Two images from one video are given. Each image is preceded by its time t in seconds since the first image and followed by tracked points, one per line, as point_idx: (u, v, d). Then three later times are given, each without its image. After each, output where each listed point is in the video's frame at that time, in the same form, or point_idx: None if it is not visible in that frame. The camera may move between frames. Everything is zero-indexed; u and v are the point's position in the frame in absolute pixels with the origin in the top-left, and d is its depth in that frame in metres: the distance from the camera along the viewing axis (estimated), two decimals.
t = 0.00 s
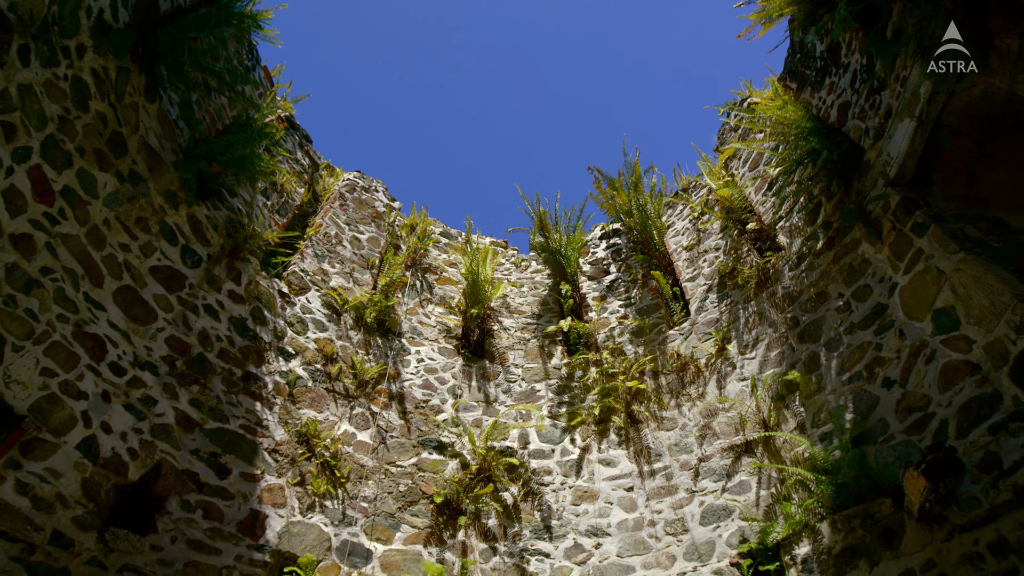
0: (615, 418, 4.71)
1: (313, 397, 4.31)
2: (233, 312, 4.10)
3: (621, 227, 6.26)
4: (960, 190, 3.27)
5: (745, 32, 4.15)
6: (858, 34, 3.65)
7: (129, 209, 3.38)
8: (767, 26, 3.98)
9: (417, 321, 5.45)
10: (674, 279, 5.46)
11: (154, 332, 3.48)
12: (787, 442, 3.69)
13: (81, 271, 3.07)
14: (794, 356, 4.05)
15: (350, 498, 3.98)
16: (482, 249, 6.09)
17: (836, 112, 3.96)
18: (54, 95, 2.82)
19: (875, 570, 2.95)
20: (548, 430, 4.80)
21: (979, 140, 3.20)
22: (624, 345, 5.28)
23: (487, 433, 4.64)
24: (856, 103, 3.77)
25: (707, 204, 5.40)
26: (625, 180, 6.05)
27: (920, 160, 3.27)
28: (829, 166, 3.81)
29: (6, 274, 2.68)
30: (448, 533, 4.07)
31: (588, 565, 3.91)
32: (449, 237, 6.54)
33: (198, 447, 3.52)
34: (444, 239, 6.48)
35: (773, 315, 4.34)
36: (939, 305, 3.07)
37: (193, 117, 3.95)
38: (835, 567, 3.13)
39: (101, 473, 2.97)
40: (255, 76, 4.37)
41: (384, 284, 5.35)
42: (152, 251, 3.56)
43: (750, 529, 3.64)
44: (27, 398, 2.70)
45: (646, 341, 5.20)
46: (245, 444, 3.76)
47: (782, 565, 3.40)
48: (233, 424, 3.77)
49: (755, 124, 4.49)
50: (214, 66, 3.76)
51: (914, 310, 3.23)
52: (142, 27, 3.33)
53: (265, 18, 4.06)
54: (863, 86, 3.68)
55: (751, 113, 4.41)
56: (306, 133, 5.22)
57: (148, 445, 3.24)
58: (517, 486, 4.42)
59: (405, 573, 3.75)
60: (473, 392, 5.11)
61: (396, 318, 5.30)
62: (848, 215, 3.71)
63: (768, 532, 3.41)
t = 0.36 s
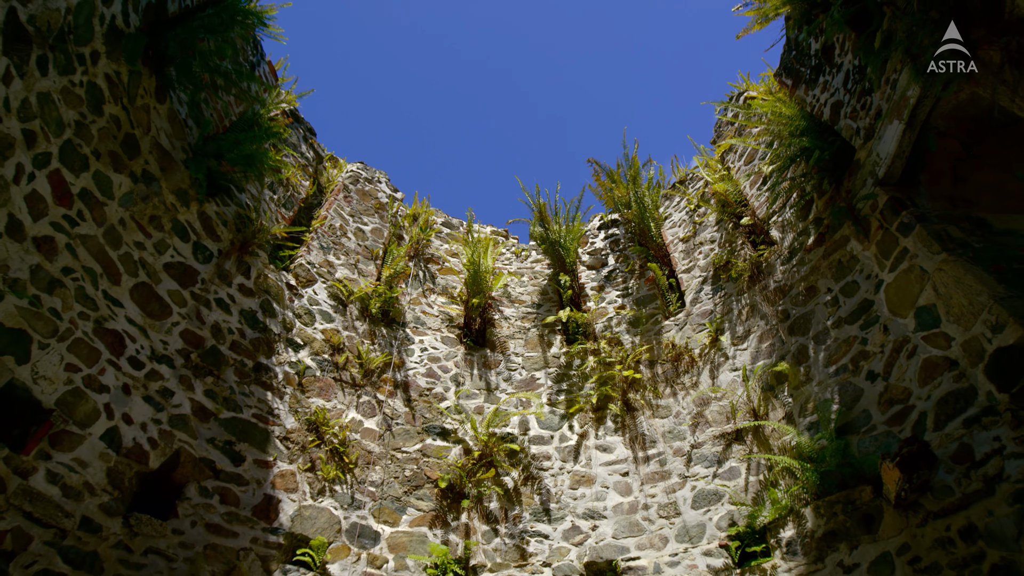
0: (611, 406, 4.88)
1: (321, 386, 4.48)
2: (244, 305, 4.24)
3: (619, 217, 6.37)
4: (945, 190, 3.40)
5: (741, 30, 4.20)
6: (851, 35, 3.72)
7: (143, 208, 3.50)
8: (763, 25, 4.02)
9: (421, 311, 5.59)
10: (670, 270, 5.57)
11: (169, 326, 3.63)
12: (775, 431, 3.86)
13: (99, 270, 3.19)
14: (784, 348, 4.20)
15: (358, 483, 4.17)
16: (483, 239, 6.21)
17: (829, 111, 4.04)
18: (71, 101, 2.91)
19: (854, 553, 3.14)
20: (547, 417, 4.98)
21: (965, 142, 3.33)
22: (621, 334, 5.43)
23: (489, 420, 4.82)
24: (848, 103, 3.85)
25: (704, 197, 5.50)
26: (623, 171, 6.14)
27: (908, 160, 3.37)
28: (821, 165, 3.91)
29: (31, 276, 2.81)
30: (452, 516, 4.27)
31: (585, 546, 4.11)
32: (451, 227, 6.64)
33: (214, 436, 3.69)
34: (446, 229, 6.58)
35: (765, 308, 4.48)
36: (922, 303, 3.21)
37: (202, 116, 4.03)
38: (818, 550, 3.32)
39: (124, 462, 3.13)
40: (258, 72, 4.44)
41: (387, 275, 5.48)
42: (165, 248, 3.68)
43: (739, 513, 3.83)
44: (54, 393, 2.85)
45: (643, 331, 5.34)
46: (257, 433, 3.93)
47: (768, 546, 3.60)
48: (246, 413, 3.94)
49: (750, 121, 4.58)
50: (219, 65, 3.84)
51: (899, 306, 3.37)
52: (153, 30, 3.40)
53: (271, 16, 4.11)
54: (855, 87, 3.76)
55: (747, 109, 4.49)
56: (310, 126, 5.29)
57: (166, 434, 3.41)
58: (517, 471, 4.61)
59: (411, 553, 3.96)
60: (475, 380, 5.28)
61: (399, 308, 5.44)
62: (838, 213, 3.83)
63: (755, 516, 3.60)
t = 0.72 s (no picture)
0: (609, 392, 5.05)
1: (329, 373, 4.64)
2: (254, 296, 4.38)
3: (618, 207, 6.47)
4: (933, 188, 3.50)
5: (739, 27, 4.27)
6: (846, 34, 3.79)
7: (157, 204, 3.62)
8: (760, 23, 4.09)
9: (424, 300, 5.74)
10: (667, 260, 5.69)
11: (184, 318, 3.77)
12: (765, 418, 4.03)
13: (117, 266, 3.33)
14: (775, 338, 4.35)
15: (366, 466, 4.36)
16: (485, 228, 6.33)
17: (823, 107, 4.12)
18: (87, 104, 3.01)
19: (836, 534, 3.33)
20: (547, 403, 5.15)
21: (953, 141, 3.43)
22: (619, 322, 5.57)
23: (490, 406, 4.96)
24: (841, 100, 3.93)
25: (700, 188, 5.60)
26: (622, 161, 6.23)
27: (897, 159, 3.49)
28: (814, 162, 4.03)
29: (55, 273, 2.94)
30: (455, 497, 4.47)
31: (583, 526, 4.32)
32: (454, 216, 6.75)
33: (228, 422, 3.86)
34: (449, 217, 6.69)
35: (758, 299, 4.61)
36: (906, 299, 3.35)
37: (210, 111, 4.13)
38: (802, 531, 3.51)
39: (146, 449, 3.31)
40: (263, 66, 4.50)
41: (392, 265, 5.61)
42: (179, 242, 3.81)
43: (728, 496, 4.02)
44: (79, 383, 3.02)
45: (640, 319, 5.48)
46: (270, 419, 4.11)
47: (755, 527, 3.80)
48: (258, 400, 4.11)
49: (746, 115, 4.66)
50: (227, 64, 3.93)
51: (884, 301, 3.51)
52: (163, 31, 3.49)
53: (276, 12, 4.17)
54: (848, 85, 3.84)
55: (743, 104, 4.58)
56: (314, 118, 5.37)
57: (184, 422, 3.58)
58: (518, 454, 4.79)
59: (417, 532, 4.17)
60: (477, 366, 5.44)
61: (404, 297, 5.58)
62: (829, 209, 3.94)
63: (744, 499, 3.79)
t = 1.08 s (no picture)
0: (606, 378, 5.23)
1: (337, 361, 4.81)
2: (264, 288, 4.53)
3: (616, 197, 6.59)
4: (919, 186, 3.61)
5: (735, 24, 4.35)
6: (838, 34, 3.86)
7: (170, 201, 3.74)
8: (755, 20, 4.17)
9: (427, 289, 5.88)
10: (664, 250, 5.82)
11: (198, 311, 3.93)
12: (755, 406, 4.21)
13: (134, 262, 3.47)
14: (765, 328, 4.51)
15: (373, 450, 4.56)
16: (486, 218, 6.46)
17: (816, 104, 4.21)
18: (103, 107, 3.12)
19: (819, 516, 3.53)
20: (546, 389, 5.34)
21: (940, 140, 3.54)
22: (616, 311, 5.72)
23: (493, 392, 5.21)
24: (833, 98, 4.02)
25: (697, 179, 5.71)
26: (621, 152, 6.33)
27: (886, 156, 3.62)
28: (806, 159, 4.14)
29: (77, 272, 3.08)
30: (459, 479, 4.68)
31: (580, 506, 4.53)
32: (455, 205, 6.86)
33: (242, 410, 4.05)
34: (451, 207, 6.82)
35: (750, 290, 4.76)
36: (890, 293, 3.50)
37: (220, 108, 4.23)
38: (787, 512, 3.72)
39: (165, 436, 3.49)
40: (268, 61, 4.58)
41: (396, 255, 5.75)
42: (191, 237, 3.94)
43: (719, 479, 4.22)
44: (101, 375, 3.18)
45: (637, 308, 5.63)
46: (281, 406, 4.29)
47: (743, 509, 4.00)
48: (270, 388, 4.29)
49: (742, 110, 4.75)
50: (234, 62, 4.01)
51: (870, 295, 3.66)
52: (172, 32, 3.56)
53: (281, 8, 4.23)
54: (841, 84, 3.92)
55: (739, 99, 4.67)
56: (318, 110, 5.45)
57: (200, 409, 3.76)
58: (518, 438, 4.99)
59: (423, 513, 4.38)
60: (479, 353, 5.61)
61: (407, 286, 5.73)
62: (820, 204, 4.07)
63: (733, 483, 3.99)
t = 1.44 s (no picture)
0: (603, 367, 5.40)
1: (343, 350, 4.98)
2: (272, 281, 4.67)
3: (614, 187, 6.69)
4: (906, 184, 3.72)
5: (730, 21, 4.41)
6: (831, 34, 3.89)
7: (181, 199, 3.86)
8: (750, 18, 4.24)
9: (430, 279, 6.02)
10: (660, 241, 5.94)
11: (210, 304, 4.07)
12: (745, 395, 4.38)
13: (149, 259, 3.60)
14: (757, 320, 4.66)
15: (379, 437, 4.75)
16: (487, 208, 6.57)
17: (809, 102, 4.28)
18: (117, 111, 3.22)
19: (803, 500, 3.73)
20: (545, 376, 5.51)
21: (927, 140, 3.64)
22: (613, 301, 5.87)
23: (493, 379, 5.39)
24: (825, 96, 4.09)
25: (693, 172, 5.82)
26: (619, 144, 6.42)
27: (874, 156, 3.73)
28: (798, 156, 4.24)
29: (96, 270, 3.21)
30: (461, 464, 4.88)
31: (577, 490, 4.74)
32: (456, 196, 6.96)
33: (254, 399, 4.22)
34: (452, 197, 6.93)
35: (742, 283, 4.90)
36: (876, 289, 3.64)
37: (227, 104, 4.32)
38: (773, 497, 3.92)
39: (182, 425, 3.67)
40: (273, 56, 4.63)
41: (399, 246, 5.87)
42: (202, 233, 4.06)
43: (709, 465, 4.41)
44: (121, 368, 3.34)
45: (633, 299, 5.77)
46: (290, 394, 4.46)
47: (732, 493, 4.20)
48: (280, 377, 4.45)
49: (736, 107, 4.84)
50: (241, 62, 4.10)
51: (856, 290, 3.81)
52: (180, 35, 3.64)
53: (284, 5, 4.29)
54: (833, 83, 3.99)
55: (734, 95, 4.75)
56: (322, 103, 5.51)
57: (214, 399, 3.93)
58: (518, 425, 5.17)
59: (427, 496, 4.59)
60: (480, 342, 5.78)
61: (410, 276, 5.87)
62: (810, 201, 4.19)
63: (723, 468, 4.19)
